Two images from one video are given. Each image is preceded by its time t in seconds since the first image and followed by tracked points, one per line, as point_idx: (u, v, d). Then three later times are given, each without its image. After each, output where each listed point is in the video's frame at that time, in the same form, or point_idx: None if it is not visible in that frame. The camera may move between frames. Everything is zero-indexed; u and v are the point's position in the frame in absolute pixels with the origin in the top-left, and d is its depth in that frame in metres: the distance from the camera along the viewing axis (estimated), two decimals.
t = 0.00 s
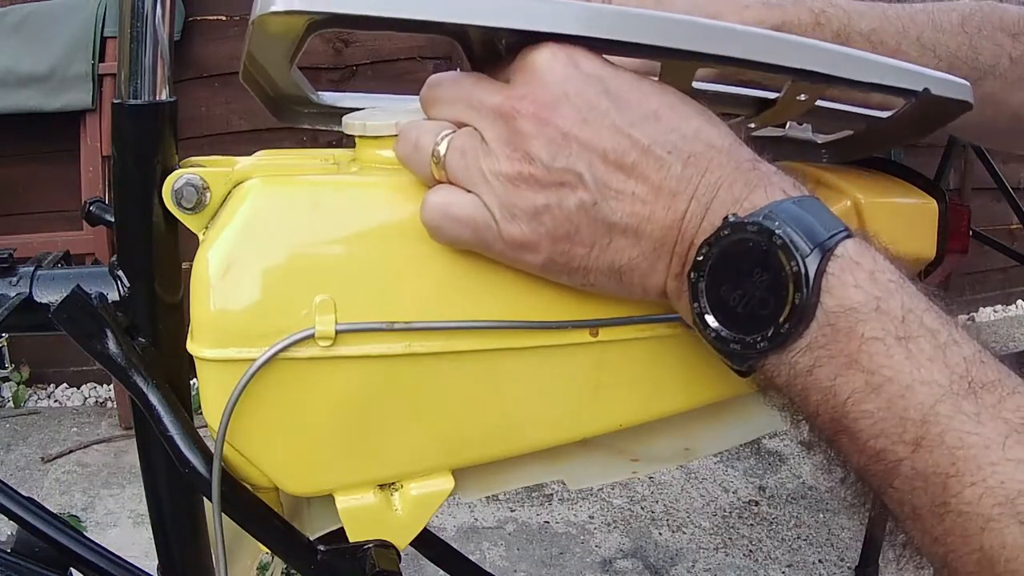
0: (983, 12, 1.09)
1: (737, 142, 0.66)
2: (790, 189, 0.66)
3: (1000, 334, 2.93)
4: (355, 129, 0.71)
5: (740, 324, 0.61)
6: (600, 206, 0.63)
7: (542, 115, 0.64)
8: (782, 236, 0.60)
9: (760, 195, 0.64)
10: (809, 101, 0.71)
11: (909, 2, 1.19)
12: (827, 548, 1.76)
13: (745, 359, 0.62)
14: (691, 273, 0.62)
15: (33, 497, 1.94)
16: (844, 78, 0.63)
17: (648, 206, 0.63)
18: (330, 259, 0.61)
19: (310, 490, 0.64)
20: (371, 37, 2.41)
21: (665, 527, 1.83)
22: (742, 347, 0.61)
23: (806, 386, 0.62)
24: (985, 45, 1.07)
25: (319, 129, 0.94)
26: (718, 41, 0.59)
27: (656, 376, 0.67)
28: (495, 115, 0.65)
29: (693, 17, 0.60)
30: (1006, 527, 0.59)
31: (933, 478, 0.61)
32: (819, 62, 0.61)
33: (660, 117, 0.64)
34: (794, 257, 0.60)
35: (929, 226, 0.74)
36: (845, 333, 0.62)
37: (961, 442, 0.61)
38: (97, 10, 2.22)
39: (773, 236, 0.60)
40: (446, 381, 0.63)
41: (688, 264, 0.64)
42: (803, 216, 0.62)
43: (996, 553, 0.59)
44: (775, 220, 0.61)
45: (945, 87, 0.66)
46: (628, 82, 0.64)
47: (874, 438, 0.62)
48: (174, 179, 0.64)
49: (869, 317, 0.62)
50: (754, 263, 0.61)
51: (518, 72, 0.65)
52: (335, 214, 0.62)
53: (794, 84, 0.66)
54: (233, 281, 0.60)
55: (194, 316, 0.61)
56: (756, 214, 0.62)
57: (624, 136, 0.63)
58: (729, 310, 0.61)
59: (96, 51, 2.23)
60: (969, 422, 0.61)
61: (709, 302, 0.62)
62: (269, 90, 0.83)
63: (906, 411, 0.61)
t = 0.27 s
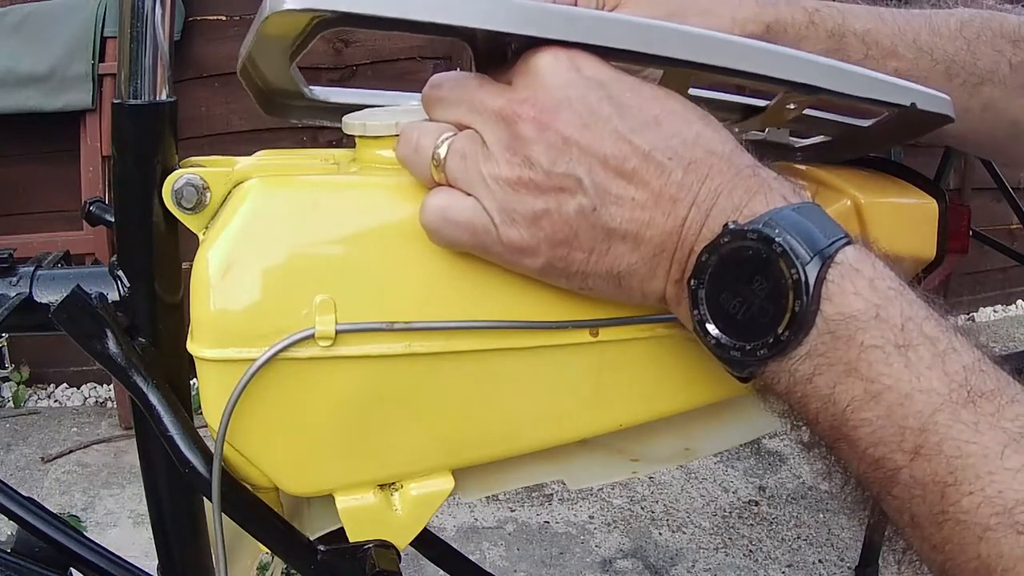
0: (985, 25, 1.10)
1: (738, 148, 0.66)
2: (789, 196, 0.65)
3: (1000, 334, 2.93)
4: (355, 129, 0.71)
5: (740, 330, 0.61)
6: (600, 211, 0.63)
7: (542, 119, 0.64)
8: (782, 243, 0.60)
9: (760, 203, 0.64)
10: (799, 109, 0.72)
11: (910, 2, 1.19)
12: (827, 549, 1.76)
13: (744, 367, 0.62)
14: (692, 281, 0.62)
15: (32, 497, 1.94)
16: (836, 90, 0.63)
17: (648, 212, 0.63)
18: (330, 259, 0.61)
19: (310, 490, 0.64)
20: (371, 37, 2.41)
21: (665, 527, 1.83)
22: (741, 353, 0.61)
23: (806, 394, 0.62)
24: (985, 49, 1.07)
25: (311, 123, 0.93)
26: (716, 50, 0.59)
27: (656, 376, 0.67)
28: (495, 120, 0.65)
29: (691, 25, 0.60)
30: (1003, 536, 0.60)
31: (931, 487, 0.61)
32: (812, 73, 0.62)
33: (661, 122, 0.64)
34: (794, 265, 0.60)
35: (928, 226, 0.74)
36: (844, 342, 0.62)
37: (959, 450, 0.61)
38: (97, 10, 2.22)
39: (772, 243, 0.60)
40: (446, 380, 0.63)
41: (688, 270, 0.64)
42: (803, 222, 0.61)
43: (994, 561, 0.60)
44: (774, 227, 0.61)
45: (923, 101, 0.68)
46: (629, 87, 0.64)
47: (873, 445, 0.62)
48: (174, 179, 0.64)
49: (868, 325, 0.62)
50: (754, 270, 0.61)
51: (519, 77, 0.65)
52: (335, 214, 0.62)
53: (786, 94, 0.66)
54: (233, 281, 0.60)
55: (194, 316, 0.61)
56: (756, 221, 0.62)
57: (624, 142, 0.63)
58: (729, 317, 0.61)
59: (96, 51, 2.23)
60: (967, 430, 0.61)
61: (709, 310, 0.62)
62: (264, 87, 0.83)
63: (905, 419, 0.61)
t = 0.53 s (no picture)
0: (985, 33, 1.10)
1: (738, 147, 0.66)
2: (789, 196, 0.65)
3: (1000, 333, 2.93)
4: (355, 129, 0.71)
5: (740, 331, 0.61)
6: (599, 212, 0.63)
7: (541, 120, 0.63)
8: (782, 244, 0.60)
9: (759, 203, 0.63)
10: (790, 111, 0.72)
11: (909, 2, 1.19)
12: (826, 548, 1.76)
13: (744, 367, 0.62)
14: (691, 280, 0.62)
15: (33, 497, 1.94)
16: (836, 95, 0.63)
17: (648, 212, 0.63)
18: (330, 259, 0.61)
19: (310, 490, 0.64)
20: (371, 37, 2.41)
21: (665, 527, 1.83)
22: (741, 354, 0.61)
23: (805, 395, 0.62)
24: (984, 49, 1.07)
25: (307, 121, 0.93)
26: (714, 52, 0.59)
27: (656, 376, 0.67)
28: (495, 121, 0.65)
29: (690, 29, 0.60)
30: (1001, 538, 0.60)
31: (930, 489, 0.62)
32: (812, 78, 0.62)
33: (660, 123, 0.64)
34: (794, 266, 0.60)
35: (929, 226, 0.74)
36: (844, 342, 0.62)
37: (959, 452, 0.61)
38: (97, 10, 2.22)
39: (772, 243, 0.60)
40: (446, 380, 0.63)
41: (687, 269, 0.63)
42: (803, 223, 0.61)
43: (994, 561, 0.60)
44: (774, 227, 0.60)
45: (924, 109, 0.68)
46: (628, 88, 0.64)
47: (873, 447, 0.62)
48: (174, 179, 0.64)
49: (867, 326, 0.62)
50: (754, 270, 0.61)
51: (518, 78, 0.65)
52: (335, 214, 0.62)
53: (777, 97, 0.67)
54: (233, 281, 0.60)
55: (194, 316, 0.61)
56: (756, 221, 0.61)
57: (624, 142, 0.63)
58: (728, 317, 0.61)
59: (96, 51, 2.23)
60: (966, 433, 0.62)
61: (708, 310, 0.61)
62: (262, 86, 0.83)
63: (904, 421, 0.61)
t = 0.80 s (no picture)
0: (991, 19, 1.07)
1: (740, 148, 0.65)
2: (792, 198, 0.65)
3: (1000, 334, 2.92)
4: (355, 129, 0.71)
5: (742, 334, 0.61)
6: (599, 213, 0.63)
7: (541, 121, 0.63)
8: (784, 248, 0.60)
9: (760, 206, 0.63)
10: (811, 108, 0.71)
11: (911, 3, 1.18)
12: (826, 548, 1.76)
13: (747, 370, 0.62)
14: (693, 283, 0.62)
15: (32, 497, 1.94)
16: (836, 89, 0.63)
17: (648, 214, 0.63)
18: (330, 259, 0.61)
19: (310, 490, 0.64)
20: (371, 36, 2.41)
21: (665, 527, 1.83)
22: (744, 358, 0.61)
23: (807, 399, 0.62)
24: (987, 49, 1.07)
25: (316, 124, 0.93)
26: (716, 49, 0.59)
27: (656, 376, 0.67)
28: (495, 122, 0.65)
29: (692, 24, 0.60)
30: (1001, 545, 0.61)
31: (932, 494, 0.61)
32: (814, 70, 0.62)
33: (660, 124, 0.64)
34: (797, 269, 0.60)
35: (928, 226, 0.74)
36: (846, 347, 0.62)
37: (960, 458, 0.61)
38: (96, 10, 2.22)
39: (774, 247, 0.60)
40: (446, 379, 0.63)
41: (688, 272, 0.63)
42: (805, 226, 0.61)
43: (993, 567, 0.61)
44: (777, 230, 0.60)
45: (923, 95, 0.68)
46: (628, 89, 0.64)
47: (875, 451, 0.62)
48: (174, 179, 0.64)
49: (870, 330, 0.62)
50: (756, 274, 0.61)
51: (519, 79, 0.65)
52: (335, 214, 0.62)
53: (795, 91, 0.66)
54: (233, 281, 0.60)
55: (194, 316, 0.61)
56: (758, 223, 0.61)
57: (623, 143, 0.63)
58: (730, 321, 0.61)
59: (96, 51, 2.23)
60: (968, 438, 0.61)
61: (710, 313, 0.62)
62: (267, 86, 0.83)
63: (907, 425, 0.61)
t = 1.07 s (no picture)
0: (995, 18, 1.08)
1: (742, 150, 0.65)
2: (795, 200, 0.65)
3: (999, 333, 2.93)
4: (355, 129, 0.71)
5: (745, 336, 0.61)
6: (602, 213, 0.63)
7: (543, 122, 0.63)
8: (790, 250, 0.60)
9: (763, 208, 0.63)
10: (812, 109, 0.70)
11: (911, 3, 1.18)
12: (827, 548, 1.76)
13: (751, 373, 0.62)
14: (697, 285, 0.62)
15: (32, 497, 1.94)
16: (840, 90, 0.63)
17: (650, 215, 0.63)
18: (331, 259, 0.61)
19: (310, 490, 0.64)
20: (371, 37, 2.41)
21: (665, 527, 1.83)
22: (748, 360, 0.61)
23: (810, 400, 0.63)
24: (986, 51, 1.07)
25: (317, 125, 0.93)
26: (721, 48, 0.59)
27: (656, 376, 0.67)
28: (497, 123, 0.65)
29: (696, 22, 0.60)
30: (1003, 546, 0.61)
31: (934, 496, 0.61)
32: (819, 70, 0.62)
33: (662, 124, 0.64)
34: (801, 271, 0.60)
35: (929, 226, 0.74)
36: (850, 349, 0.62)
37: (963, 460, 0.61)
38: (97, 10, 2.22)
39: (779, 249, 0.60)
40: (446, 379, 0.63)
41: (692, 274, 0.63)
42: (809, 228, 0.61)
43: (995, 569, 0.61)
44: (783, 233, 0.60)
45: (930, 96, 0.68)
46: (630, 90, 0.64)
47: (878, 453, 0.62)
48: (174, 179, 0.64)
49: (874, 332, 0.62)
50: (760, 276, 0.61)
51: (521, 80, 0.65)
52: (336, 215, 0.62)
53: (796, 91, 0.66)
54: (233, 281, 0.60)
55: (194, 316, 0.61)
56: (763, 226, 0.61)
57: (625, 143, 0.63)
58: (734, 322, 0.61)
59: (96, 51, 2.23)
60: (971, 441, 0.61)
61: (714, 315, 0.61)
62: (269, 87, 0.82)
63: (910, 427, 0.61)
